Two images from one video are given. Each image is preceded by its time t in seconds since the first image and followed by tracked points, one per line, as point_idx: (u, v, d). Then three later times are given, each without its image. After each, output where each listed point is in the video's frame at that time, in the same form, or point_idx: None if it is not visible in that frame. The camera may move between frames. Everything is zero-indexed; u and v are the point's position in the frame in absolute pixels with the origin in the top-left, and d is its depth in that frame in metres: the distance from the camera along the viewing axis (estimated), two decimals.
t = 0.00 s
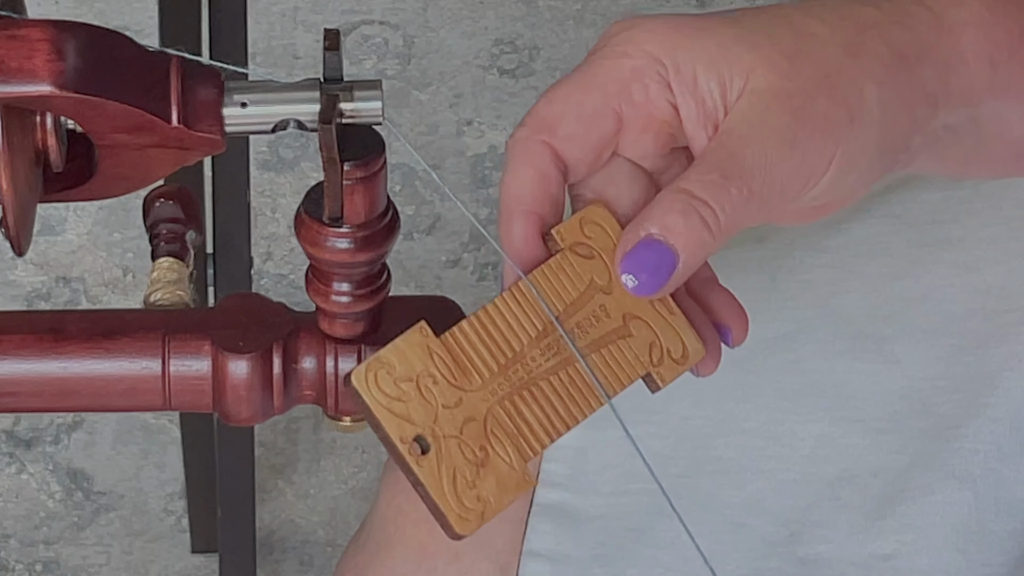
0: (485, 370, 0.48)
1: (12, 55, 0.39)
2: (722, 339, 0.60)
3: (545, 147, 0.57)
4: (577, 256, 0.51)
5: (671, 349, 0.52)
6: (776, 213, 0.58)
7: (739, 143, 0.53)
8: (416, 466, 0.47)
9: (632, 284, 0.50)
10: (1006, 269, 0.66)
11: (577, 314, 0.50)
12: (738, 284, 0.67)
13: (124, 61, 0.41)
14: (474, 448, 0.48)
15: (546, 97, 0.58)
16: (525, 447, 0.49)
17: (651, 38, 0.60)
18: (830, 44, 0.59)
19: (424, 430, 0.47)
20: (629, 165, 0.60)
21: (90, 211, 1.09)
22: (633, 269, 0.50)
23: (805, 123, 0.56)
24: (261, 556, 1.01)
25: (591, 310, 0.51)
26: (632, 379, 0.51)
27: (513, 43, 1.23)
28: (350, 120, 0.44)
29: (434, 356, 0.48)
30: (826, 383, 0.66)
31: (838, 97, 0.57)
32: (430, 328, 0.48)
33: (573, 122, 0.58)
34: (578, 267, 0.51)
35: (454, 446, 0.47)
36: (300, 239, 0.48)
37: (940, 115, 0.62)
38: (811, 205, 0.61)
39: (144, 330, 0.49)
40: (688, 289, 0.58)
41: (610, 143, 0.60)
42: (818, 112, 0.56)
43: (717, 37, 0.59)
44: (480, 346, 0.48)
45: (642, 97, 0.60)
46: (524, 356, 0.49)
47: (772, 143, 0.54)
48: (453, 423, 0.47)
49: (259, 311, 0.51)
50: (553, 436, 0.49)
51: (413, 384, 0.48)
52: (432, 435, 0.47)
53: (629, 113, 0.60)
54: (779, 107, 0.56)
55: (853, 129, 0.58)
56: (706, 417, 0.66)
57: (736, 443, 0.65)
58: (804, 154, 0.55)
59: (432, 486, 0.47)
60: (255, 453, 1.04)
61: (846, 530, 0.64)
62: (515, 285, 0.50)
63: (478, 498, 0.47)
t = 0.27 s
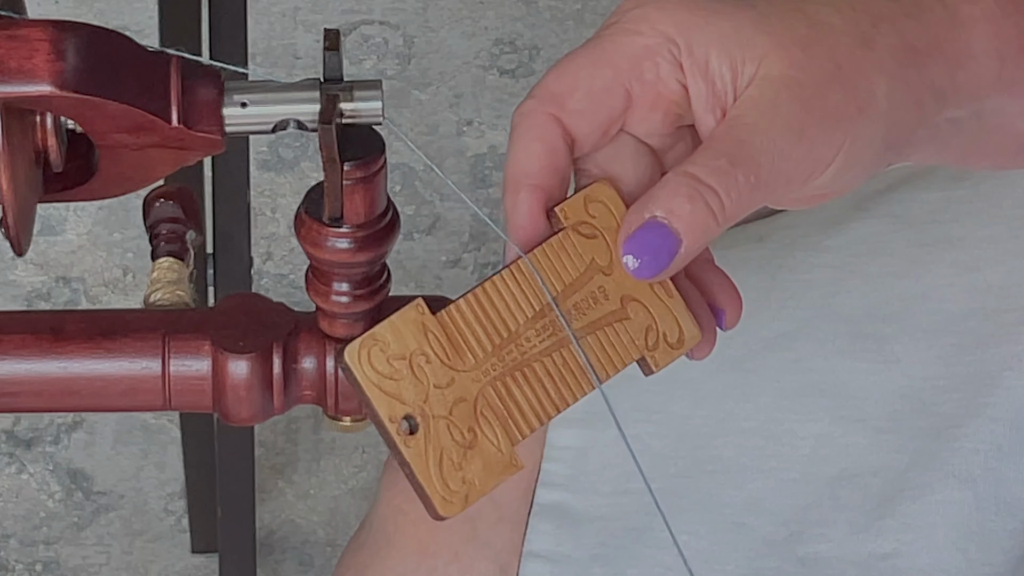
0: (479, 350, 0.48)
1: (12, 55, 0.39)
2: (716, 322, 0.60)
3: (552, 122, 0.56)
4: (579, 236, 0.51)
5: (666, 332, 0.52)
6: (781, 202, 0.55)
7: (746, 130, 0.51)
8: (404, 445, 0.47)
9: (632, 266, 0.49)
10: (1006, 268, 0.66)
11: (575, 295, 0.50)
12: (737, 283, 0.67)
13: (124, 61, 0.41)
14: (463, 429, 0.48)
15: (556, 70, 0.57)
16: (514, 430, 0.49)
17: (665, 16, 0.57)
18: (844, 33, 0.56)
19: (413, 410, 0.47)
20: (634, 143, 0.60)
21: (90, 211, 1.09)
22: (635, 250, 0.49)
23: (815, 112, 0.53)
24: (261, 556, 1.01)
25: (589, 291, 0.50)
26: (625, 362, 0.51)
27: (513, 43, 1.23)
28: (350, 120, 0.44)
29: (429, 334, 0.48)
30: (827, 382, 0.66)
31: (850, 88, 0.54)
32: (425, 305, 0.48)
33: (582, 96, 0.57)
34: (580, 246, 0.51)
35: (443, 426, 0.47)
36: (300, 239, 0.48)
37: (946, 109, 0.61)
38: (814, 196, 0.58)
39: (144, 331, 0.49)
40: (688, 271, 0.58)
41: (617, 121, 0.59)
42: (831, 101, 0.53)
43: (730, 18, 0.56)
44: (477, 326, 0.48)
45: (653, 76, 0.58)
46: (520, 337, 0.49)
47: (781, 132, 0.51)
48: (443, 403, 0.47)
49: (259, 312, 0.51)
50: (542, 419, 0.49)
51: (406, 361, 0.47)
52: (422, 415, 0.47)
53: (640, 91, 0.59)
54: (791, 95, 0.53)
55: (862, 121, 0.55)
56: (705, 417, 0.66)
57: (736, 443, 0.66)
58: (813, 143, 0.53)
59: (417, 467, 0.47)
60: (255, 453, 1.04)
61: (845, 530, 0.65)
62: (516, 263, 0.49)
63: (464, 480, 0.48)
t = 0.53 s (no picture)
0: (477, 345, 0.48)
1: (12, 55, 0.39)
2: (723, 330, 0.60)
3: (565, 116, 0.56)
4: (587, 237, 0.51)
5: (666, 341, 0.52)
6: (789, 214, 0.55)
7: (761, 138, 0.51)
8: (391, 436, 0.47)
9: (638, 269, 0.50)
10: (1006, 268, 0.67)
11: (577, 297, 0.50)
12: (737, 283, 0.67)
13: (124, 60, 0.41)
14: (452, 424, 0.47)
15: (570, 66, 0.57)
16: (503, 428, 0.49)
17: (683, 22, 0.58)
18: (861, 48, 0.56)
19: (404, 402, 0.47)
20: (643, 144, 0.60)
21: (90, 211, 1.09)
22: (644, 256, 0.49)
23: (829, 124, 0.53)
24: (261, 556, 1.01)
25: (592, 294, 0.50)
26: (622, 367, 0.51)
27: (513, 43, 1.23)
28: (350, 121, 0.44)
29: (427, 327, 0.48)
30: (827, 382, 0.66)
31: (864, 102, 0.54)
32: (426, 298, 0.48)
33: (594, 93, 0.57)
34: (587, 248, 0.51)
35: (432, 420, 0.47)
36: (300, 239, 0.48)
37: (957, 127, 0.61)
38: (819, 208, 0.58)
39: (144, 330, 0.49)
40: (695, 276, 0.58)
41: (628, 120, 0.59)
42: (843, 113, 0.53)
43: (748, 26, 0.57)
44: (477, 323, 0.48)
45: (667, 79, 0.58)
46: (518, 335, 0.49)
47: (795, 143, 0.51)
48: (435, 397, 0.47)
49: (259, 312, 0.51)
50: (533, 418, 0.49)
51: (401, 353, 0.47)
52: (412, 407, 0.47)
53: (652, 93, 0.59)
54: (806, 106, 0.53)
55: (873, 136, 0.55)
56: (706, 417, 0.66)
57: (736, 443, 0.65)
58: (825, 156, 0.53)
59: (402, 457, 0.47)
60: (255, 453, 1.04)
61: (846, 531, 0.65)
62: (522, 260, 0.49)
63: (447, 474, 0.48)
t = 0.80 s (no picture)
0: (479, 348, 0.48)
1: (12, 55, 0.39)
2: (728, 322, 0.60)
3: (572, 109, 0.56)
4: (593, 236, 0.50)
5: (672, 339, 0.52)
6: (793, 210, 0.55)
7: (768, 136, 0.50)
8: (392, 439, 0.47)
9: (643, 264, 0.49)
10: (1006, 269, 0.66)
11: (581, 297, 0.50)
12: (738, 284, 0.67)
13: (124, 60, 0.41)
14: (453, 427, 0.48)
15: (576, 58, 0.57)
16: (506, 429, 0.49)
17: (692, 15, 0.57)
18: (870, 46, 0.55)
19: (404, 405, 0.47)
20: (649, 138, 0.60)
21: (90, 212, 1.09)
22: (647, 250, 0.48)
23: (834, 122, 0.53)
24: (261, 556, 1.01)
25: (597, 293, 0.50)
26: (627, 366, 0.51)
27: (513, 43, 1.23)
28: (351, 120, 0.44)
29: (428, 330, 0.48)
30: (827, 383, 0.66)
31: (871, 100, 0.54)
32: (427, 300, 0.48)
33: (603, 88, 0.57)
34: (592, 247, 0.50)
35: (433, 423, 0.48)
36: (300, 239, 0.48)
37: (965, 123, 0.61)
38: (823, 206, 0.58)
39: (143, 331, 0.49)
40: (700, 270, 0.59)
41: (634, 114, 0.59)
42: (849, 113, 0.53)
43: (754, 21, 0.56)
44: (479, 325, 0.48)
45: (674, 73, 0.58)
46: (521, 337, 0.49)
47: (801, 142, 0.51)
48: (436, 400, 0.48)
49: (259, 312, 0.51)
50: (536, 419, 0.49)
51: (402, 355, 0.47)
52: (413, 410, 0.47)
53: (660, 87, 0.58)
54: (811, 105, 0.52)
55: (878, 135, 0.55)
56: (707, 418, 0.66)
57: (738, 444, 0.65)
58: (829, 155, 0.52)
59: (402, 460, 0.47)
60: (255, 453, 1.04)
61: (847, 531, 0.65)
62: (526, 260, 0.49)
63: (448, 477, 0.48)
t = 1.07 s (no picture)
0: (481, 345, 0.48)
1: (12, 55, 0.39)
2: (728, 319, 0.61)
3: (574, 102, 0.57)
4: (594, 233, 0.51)
5: (671, 336, 0.53)
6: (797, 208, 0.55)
7: (769, 135, 0.51)
8: (394, 434, 0.47)
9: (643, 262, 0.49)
10: (1005, 268, 0.66)
11: (583, 293, 0.50)
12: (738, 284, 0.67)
13: (124, 61, 0.41)
14: (455, 423, 0.48)
15: (580, 52, 0.57)
16: (507, 426, 0.49)
17: (696, 12, 0.57)
18: (872, 46, 0.55)
19: (407, 399, 0.47)
20: (651, 133, 0.61)
21: (90, 212, 1.09)
22: (647, 248, 0.49)
23: (836, 121, 0.53)
24: (261, 556, 1.01)
25: (597, 290, 0.51)
26: (626, 363, 0.52)
27: (513, 43, 1.23)
28: (350, 120, 0.44)
29: (430, 326, 0.48)
30: (827, 384, 0.66)
31: (873, 100, 0.54)
32: (430, 295, 0.48)
33: (605, 82, 0.57)
34: (593, 244, 0.51)
35: (435, 418, 0.47)
36: (300, 239, 0.48)
37: (963, 125, 0.61)
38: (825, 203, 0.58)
39: (143, 331, 0.49)
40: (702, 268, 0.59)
41: (636, 109, 0.60)
42: (851, 112, 0.53)
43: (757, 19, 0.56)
44: (481, 321, 0.48)
45: (677, 69, 0.58)
46: (523, 333, 0.49)
47: (802, 142, 0.51)
48: (438, 395, 0.48)
49: (259, 311, 0.51)
50: (537, 415, 0.49)
51: (405, 350, 0.47)
52: (415, 405, 0.47)
53: (661, 82, 0.59)
54: (813, 105, 0.52)
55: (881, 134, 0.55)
56: (707, 419, 0.66)
57: (738, 446, 0.65)
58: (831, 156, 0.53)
59: (405, 454, 0.47)
60: (255, 453, 1.04)
61: (846, 533, 0.65)
62: (528, 255, 0.49)
63: (451, 473, 0.48)
